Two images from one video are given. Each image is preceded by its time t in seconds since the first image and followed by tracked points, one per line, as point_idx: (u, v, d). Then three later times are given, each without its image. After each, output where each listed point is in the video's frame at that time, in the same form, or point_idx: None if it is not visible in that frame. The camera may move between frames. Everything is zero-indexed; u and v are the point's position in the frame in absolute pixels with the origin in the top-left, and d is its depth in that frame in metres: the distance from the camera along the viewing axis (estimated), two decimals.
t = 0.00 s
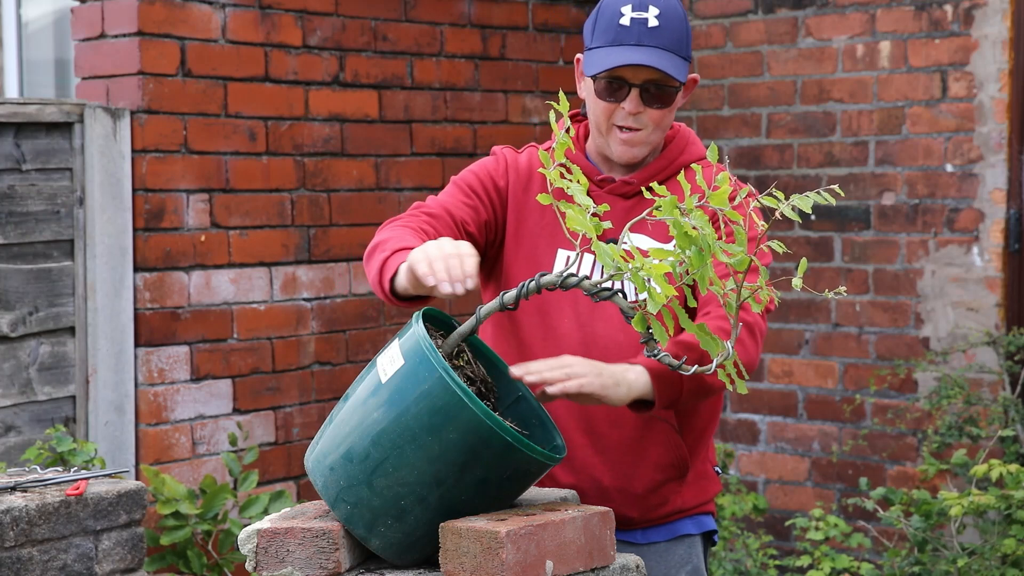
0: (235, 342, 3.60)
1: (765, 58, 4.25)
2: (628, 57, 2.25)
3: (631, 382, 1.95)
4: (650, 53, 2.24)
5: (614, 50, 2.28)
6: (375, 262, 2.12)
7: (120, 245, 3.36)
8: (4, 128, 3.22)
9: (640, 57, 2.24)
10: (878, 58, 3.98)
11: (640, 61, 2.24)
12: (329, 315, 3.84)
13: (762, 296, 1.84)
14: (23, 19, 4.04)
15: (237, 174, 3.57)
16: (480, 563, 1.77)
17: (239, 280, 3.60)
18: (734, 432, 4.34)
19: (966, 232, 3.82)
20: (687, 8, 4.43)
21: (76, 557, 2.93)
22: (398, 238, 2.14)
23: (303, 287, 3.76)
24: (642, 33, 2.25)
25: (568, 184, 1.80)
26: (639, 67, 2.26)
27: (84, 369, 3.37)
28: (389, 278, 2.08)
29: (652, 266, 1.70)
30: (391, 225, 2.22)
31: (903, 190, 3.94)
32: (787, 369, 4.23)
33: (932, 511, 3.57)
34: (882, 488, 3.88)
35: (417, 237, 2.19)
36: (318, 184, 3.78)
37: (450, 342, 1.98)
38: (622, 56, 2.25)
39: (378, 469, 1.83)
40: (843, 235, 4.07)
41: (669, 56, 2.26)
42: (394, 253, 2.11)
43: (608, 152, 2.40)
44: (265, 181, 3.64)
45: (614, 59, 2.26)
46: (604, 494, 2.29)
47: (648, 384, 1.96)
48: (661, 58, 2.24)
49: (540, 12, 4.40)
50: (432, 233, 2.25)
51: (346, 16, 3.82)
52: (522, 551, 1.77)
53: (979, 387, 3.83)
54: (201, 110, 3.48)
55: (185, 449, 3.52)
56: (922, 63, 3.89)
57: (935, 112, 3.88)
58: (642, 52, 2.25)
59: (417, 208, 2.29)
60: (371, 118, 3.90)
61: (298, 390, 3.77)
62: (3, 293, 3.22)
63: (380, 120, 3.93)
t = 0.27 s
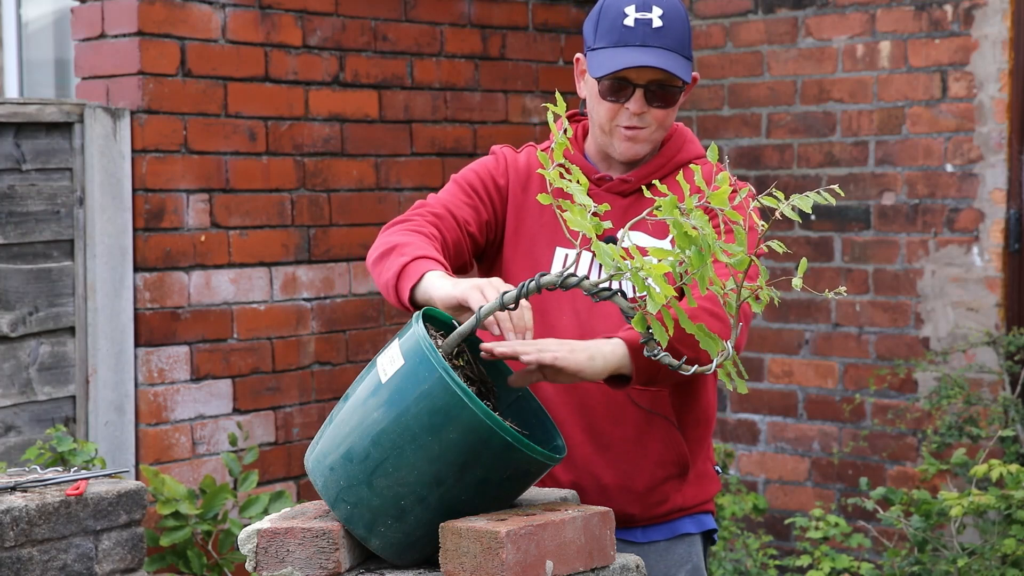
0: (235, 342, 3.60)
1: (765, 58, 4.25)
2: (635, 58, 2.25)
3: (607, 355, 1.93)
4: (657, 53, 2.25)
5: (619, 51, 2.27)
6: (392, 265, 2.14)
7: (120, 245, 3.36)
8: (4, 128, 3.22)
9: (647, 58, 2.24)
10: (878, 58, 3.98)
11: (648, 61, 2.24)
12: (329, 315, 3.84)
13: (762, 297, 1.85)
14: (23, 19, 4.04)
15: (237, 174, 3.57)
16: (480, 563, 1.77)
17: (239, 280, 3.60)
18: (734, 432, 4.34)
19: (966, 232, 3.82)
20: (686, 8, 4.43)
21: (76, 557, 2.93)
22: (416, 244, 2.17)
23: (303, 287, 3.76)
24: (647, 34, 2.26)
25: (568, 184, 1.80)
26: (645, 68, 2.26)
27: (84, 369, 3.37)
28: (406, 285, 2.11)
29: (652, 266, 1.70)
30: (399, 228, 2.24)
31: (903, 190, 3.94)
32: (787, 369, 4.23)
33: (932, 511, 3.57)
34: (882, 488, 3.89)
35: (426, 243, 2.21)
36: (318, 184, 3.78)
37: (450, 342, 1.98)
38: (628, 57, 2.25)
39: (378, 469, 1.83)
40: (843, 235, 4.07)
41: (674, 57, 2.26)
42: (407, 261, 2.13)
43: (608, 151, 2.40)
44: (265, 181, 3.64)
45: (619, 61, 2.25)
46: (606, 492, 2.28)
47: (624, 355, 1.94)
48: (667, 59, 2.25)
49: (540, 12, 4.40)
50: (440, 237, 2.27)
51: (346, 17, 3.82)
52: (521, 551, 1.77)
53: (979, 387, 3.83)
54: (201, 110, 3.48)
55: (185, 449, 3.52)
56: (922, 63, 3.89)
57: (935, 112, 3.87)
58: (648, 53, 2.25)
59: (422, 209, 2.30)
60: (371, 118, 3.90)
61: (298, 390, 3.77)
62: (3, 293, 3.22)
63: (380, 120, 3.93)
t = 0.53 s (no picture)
0: (235, 342, 3.60)
1: (765, 58, 4.25)
2: (641, 62, 2.25)
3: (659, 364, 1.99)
4: (663, 58, 2.25)
5: (626, 55, 2.27)
6: (394, 269, 2.13)
7: (120, 245, 3.36)
8: (4, 128, 3.22)
9: (654, 62, 2.24)
10: (878, 58, 3.98)
11: (654, 66, 2.24)
12: (329, 315, 3.84)
13: (762, 296, 1.85)
14: (23, 19, 4.04)
15: (237, 174, 3.57)
16: (480, 563, 1.77)
17: (239, 280, 3.60)
18: (734, 431, 4.34)
19: (966, 232, 3.82)
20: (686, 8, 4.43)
21: (76, 557, 2.93)
22: (420, 247, 2.16)
23: (303, 287, 3.76)
24: (653, 39, 2.26)
25: (568, 184, 1.80)
26: (652, 72, 2.26)
27: (84, 369, 3.37)
28: (408, 288, 2.09)
29: (652, 266, 1.70)
30: (404, 231, 2.23)
31: (903, 190, 3.94)
32: (787, 369, 4.23)
33: (932, 511, 3.57)
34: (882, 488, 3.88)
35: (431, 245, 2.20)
36: (318, 184, 3.78)
37: (450, 342, 1.98)
38: (635, 62, 2.25)
39: (378, 469, 1.83)
40: (843, 235, 4.07)
41: (681, 61, 2.27)
42: (410, 264, 2.12)
43: (613, 155, 2.40)
44: (265, 181, 3.64)
45: (626, 66, 2.25)
46: (608, 493, 2.28)
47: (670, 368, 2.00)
48: (674, 63, 2.25)
49: (540, 12, 4.40)
50: (444, 238, 2.26)
51: (346, 16, 3.82)
52: (521, 551, 1.77)
53: (979, 387, 3.83)
54: (201, 110, 3.48)
55: (185, 449, 3.52)
56: (922, 63, 3.89)
57: (935, 112, 3.87)
58: (655, 57, 2.25)
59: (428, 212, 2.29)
60: (371, 118, 3.90)
61: (298, 390, 3.77)
62: (3, 293, 3.22)
63: (380, 120, 3.93)
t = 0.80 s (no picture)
0: (235, 342, 3.60)
1: (765, 58, 4.25)
2: (661, 59, 2.26)
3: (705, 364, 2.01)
4: (683, 55, 2.27)
5: (644, 52, 2.28)
6: (442, 274, 2.07)
7: (120, 245, 3.36)
8: (4, 128, 3.22)
9: (673, 59, 2.26)
10: (878, 58, 3.98)
11: (673, 62, 2.25)
12: (329, 315, 3.84)
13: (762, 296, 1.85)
14: (23, 19, 4.04)
15: (237, 174, 3.57)
16: (480, 563, 1.77)
17: (239, 280, 3.60)
18: (734, 431, 4.34)
19: (966, 232, 3.82)
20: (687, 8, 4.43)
21: (76, 557, 2.93)
22: (463, 250, 2.10)
23: (303, 287, 3.76)
24: (672, 36, 2.28)
25: (568, 184, 1.80)
26: (670, 69, 2.27)
27: (84, 369, 3.37)
28: (460, 293, 2.03)
29: (652, 266, 1.70)
30: (438, 234, 2.17)
31: (903, 190, 3.94)
32: (787, 369, 4.23)
33: (932, 511, 3.57)
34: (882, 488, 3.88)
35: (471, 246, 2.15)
36: (318, 184, 3.77)
37: (449, 342, 1.98)
38: (654, 58, 2.26)
39: (378, 469, 1.83)
40: (843, 235, 4.07)
41: (698, 59, 2.29)
42: (461, 267, 2.06)
43: (626, 152, 2.40)
44: (265, 181, 3.64)
45: (646, 62, 2.26)
46: (618, 490, 2.29)
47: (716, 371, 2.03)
48: (694, 60, 2.28)
49: (540, 12, 4.40)
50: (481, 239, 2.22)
51: (346, 16, 3.82)
52: (521, 551, 1.77)
53: (979, 387, 3.83)
54: (201, 110, 3.48)
55: (185, 449, 3.52)
56: (922, 63, 3.89)
57: (935, 112, 3.88)
58: (674, 54, 2.27)
59: (458, 213, 2.24)
60: (371, 118, 3.90)
61: (298, 390, 3.77)
62: (3, 293, 3.22)
63: (380, 120, 3.93)
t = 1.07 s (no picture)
0: (235, 342, 3.60)
1: (765, 58, 4.25)
2: (676, 57, 2.27)
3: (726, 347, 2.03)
4: (698, 54, 2.29)
5: (660, 50, 2.29)
6: (465, 272, 2.07)
7: (120, 245, 3.36)
8: (4, 128, 3.22)
9: (689, 57, 2.27)
10: (878, 58, 3.98)
11: (688, 60, 2.26)
12: (329, 315, 3.84)
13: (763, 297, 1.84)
14: (23, 19, 4.04)
15: (237, 174, 3.57)
16: (480, 563, 1.77)
17: (239, 280, 3.60)
18: (734, 431, 4.34)
19: (966, 232, 3.82)
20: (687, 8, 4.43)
21: (76, 557, 2.93)
22: (486, 248, 2.10)
23: (303, 287, 3.76)
24: (687, 35, 2.29)
25: (567, 184, 1.80)
26: (684, 67, 2.28)
27: (84, 369, 3.37)
28: (482, 292, 2.03)
29: (651, 265, 1.69)
30: (457, 232, 2.17)
31: (903, 190, 3.94)
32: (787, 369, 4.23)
33: (932, 511, 3.57)
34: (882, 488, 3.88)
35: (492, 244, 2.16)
36: (318, 184, 3.77)
37: (450, 342, 1.98)
38: (670, 56, 2.27)
39: (378, 469, 1.83)
40: (843, 235, 4.07)
41: (712, 57, 2.30)
42: (485, 266, 2.06)
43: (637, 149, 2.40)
44: (265, 181, 3.64)
45: (661, 61, 2.27)
46: (629, 487, 2.29)
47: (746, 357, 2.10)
48: (709, 59, 2.29)
49: (540, 12, 4.40)
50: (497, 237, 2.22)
51: (346, 16, 3.82)
52: (521, 551, 1.77)
53: (979, 387, 3.83)
54: (201, 110, 3.48)
55: (185, 449, 3.52)
56: (922, 63, 3.89)
57: (935, 112, 3.88)
58: (689, 53, 2.28)
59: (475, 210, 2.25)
60: (371, 118, 3.90)
61: (298, 390, 3.77)
62: (3, 293, 3.22)
63: (380, 120, 3.93)
